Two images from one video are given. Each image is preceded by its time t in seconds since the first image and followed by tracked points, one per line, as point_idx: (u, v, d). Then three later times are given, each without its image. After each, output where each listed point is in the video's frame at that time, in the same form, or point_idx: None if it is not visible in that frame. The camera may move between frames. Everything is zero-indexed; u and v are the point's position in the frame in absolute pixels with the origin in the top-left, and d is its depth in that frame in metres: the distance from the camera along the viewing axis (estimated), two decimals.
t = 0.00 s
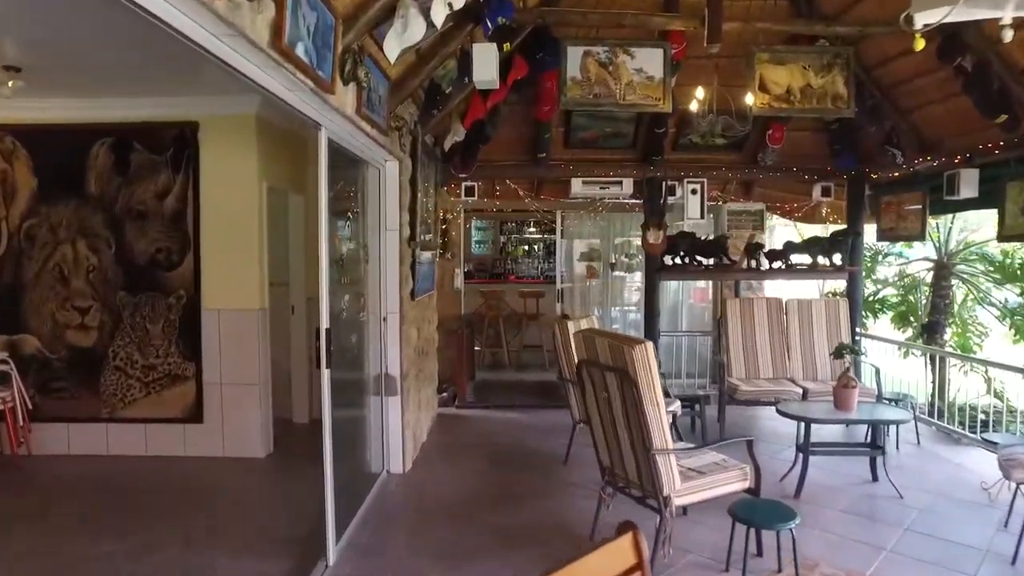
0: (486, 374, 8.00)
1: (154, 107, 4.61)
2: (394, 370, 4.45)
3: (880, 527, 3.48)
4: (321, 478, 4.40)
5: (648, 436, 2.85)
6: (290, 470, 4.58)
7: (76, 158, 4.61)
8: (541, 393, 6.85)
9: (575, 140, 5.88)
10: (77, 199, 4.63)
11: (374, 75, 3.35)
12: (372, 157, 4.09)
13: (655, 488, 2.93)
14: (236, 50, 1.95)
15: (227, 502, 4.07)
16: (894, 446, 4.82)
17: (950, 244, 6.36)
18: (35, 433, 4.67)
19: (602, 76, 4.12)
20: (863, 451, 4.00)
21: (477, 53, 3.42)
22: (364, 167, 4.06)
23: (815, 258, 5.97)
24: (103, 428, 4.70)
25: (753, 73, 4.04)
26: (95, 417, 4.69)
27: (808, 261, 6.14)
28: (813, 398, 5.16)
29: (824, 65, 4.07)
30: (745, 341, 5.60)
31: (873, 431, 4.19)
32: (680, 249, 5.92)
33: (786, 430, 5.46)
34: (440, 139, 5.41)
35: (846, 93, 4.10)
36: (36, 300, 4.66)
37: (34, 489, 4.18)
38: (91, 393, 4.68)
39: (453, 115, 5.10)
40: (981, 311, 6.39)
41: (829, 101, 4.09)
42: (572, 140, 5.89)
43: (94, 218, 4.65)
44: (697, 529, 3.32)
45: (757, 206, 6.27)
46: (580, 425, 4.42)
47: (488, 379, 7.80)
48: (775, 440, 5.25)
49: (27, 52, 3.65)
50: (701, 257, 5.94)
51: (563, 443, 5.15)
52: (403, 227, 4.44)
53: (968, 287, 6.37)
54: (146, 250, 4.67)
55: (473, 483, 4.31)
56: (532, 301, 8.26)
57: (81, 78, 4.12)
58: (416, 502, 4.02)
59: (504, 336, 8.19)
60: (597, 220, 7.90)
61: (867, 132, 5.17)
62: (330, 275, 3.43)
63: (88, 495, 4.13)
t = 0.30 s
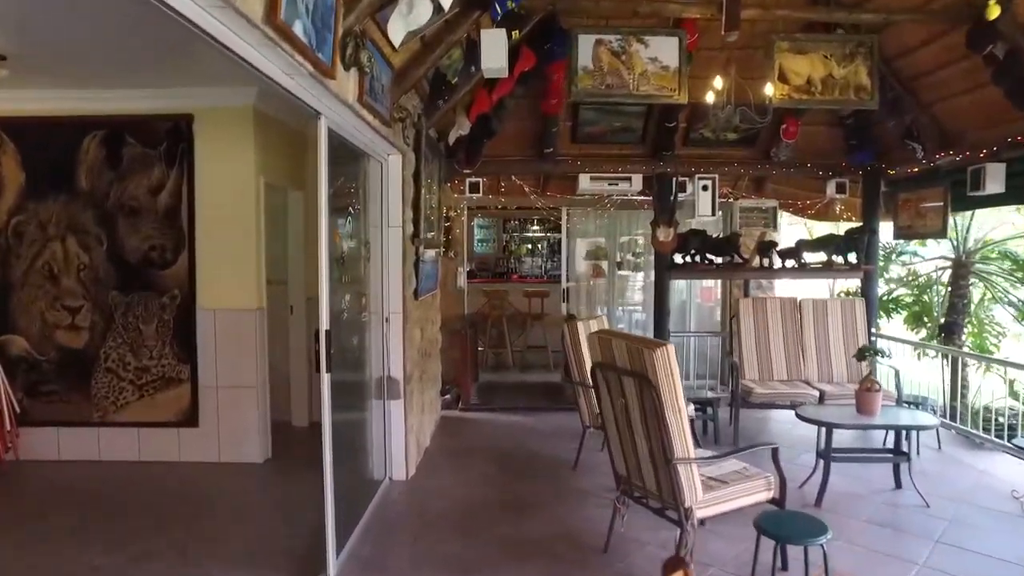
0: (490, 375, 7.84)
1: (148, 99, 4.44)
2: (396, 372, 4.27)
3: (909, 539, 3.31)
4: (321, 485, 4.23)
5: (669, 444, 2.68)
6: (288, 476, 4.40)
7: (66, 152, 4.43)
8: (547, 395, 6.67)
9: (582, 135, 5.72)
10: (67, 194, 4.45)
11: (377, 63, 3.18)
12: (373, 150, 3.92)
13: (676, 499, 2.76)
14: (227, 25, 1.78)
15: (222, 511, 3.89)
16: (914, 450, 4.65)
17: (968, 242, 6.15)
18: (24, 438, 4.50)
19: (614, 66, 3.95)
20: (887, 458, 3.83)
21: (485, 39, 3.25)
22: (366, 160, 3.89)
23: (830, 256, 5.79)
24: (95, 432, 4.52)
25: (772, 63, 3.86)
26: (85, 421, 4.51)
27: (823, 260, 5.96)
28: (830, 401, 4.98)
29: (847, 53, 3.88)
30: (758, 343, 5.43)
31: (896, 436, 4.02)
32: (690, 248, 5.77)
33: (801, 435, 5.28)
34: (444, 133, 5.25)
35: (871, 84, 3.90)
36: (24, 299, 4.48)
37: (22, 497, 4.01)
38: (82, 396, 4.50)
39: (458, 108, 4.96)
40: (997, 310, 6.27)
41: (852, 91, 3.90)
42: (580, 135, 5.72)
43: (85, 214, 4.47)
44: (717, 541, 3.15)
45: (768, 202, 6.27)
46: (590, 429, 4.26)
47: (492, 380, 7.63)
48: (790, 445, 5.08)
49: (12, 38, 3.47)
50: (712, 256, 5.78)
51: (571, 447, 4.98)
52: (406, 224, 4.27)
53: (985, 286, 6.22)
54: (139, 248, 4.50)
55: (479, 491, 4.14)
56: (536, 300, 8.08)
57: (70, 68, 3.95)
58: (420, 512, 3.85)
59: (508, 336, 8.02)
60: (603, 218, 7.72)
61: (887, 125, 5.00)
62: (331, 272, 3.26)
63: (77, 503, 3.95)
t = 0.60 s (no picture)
0: (492, 377, 7.70)
1: (140, 92, 4.29)
2: (398, 377, 4.11)
3: (936, 553, 3.15)
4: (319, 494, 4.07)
5: (688, 456, 2.53)
6: (285, 484, 4.24)
7: (55, 147, 4.27)
8: (551, 398, 6.53)
9: (588, 131, 5.57)
10: (55, 191, 4.29)
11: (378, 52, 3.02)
12: (373, 145, 3.76)
13: (695, 514, 2.60)
14: None
15: (216, 521, 3.74)
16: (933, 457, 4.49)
17: (985, 242, 5.96)
18: (11, 444, 4.34)
19: (625, 57, 3.80)
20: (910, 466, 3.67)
21: (492, 28, 3.09)
22: (366, 156, 3.73)
23: (844, 255, 5.62)
24: (85, 439, 4.36)
25: (789, 55, 3.71)
26: (74, 427, 4.35)
27: (835, 260, 5.80)
28: (845, 406, 4.81)
29: (868, 44, 3.71)
30: (769, 345, 5.27)
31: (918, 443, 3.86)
32: (700, 247, 5.60)
33: (814, 441, 5.12)
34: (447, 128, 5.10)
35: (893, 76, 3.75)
36: (12, 301, 4.33)
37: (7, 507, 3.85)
38: (71, 402, 4.34)
39: (462, 104, 4.83)
40: (1011, 310, 6.18)
41: (873, 84, 3.76)
42: (586, 131, 5.58)
43: (74, 213, 4.31)
44: (736, 556, 2.99)
45: (779, 200, 6.01)
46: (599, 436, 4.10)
47: (494, 383, 7.49)
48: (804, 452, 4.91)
49: None
50: (721, 256, 5.64)
51: (578, 454, 4.83)
52: (408, 222, 4.12)
53: (1001, 287, 6.07)
54: (130, 247, 4.34)
55: (484, 501, 3.98)
56: (539, 301, 7.91)
57: (58, 60, 3.79)
58: (422, 523, 3.69)
59: (511, 338, 7.88)
60: (608, 216, 7.57)
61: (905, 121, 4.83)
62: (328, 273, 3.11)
63: (65, 513, 3.80)
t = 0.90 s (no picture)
0: (493, 380, 7.55)
1: (130, 86, 4.13)
2: (397, 382, 3.96)
3: (964, 569, 2.99)
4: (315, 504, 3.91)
5: (706, 469, 2.37)
6: (280, 493, 4.08)
7: (40, 143, 4.11)
8: (554, 401, 6.38)
9: (593, 128, 5.44)
10: (41, 189, 4.13)
11: (377, 41, 2.86)
12: (371, 140, 3.61)
13: (713, 531, 2.45)
14: None
15: (206, 532, 3.58)
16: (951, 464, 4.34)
17: (1000, 241, 5.87)
18: None
19: (634, 48, 3.64)
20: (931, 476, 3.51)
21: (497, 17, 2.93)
22: (363, 152, 3.58)
23: (854, 256, 5.46)
24: (72, 445, 4.21)
25: (804, 47, 3.54)
26: (61, 434, 4.19)
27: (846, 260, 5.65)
28: (858, 411, 4.66)
29: (887, 36, 3.57)
30: (779, 348, 5.12)
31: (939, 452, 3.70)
32: (708, 247, 5.44)
33: (826, 446, 4.97)
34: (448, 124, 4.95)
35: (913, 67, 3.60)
36: None
37: None
38: (58, 407, 4.19)
39: (463, 98, 4.69)
40: None
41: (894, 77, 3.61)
42: (591, 127, 5.43)
43: (60, 211, 4.15)
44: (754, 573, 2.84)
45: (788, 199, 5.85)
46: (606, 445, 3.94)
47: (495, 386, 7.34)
48: (816, 458, 4.76)
49: None
50: (728, 255, 5.50)
51: (582, 461, 4.68)
52: (407, 220, 3.96)
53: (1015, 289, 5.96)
54: (119, 247, 4.18)
55: (486, 511, 3.82)
56: (541, 302, 7.76)
57: (42, 52, 3.63)
58: (422, 535, 3.53)
59: (512, 339, 7.73)
60: (612, 216, 7.41)
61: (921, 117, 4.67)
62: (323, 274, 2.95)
63: (49, 524, 3.64)
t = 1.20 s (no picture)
0: (494, 381, 7.37)
1: (117, 76, 3.95)
2: (396, 387, 3.77)
3: None
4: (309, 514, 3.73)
5: (731, 484, 2.19)
6: (273, 502, 3.90)
7: (22, 135, 3.92)
8: (558, 404, 6.21)
9: (599, 123, 5.27)
10: (22, 184, 3.94)
11: (374, 26, 2.69)
12: (369, 132, 3.42)
13: (737, 551, 2.26)
14: None
15: (194, 543, 3.39)
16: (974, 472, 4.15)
17: (1019, 242, 5.62)
18: None
19: (646, 36, 3.49)
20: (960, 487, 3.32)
21: None
22: (360, 145, 3.39)
23: (868, 255, 5.29)
24: (55, 453, 4.02)
25: (825, 34, 3.54)
26: (44, 441, 4.01)
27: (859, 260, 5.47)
28: (875, 416, 4.46)
29: (913, 21, 3.51)
30: (792, 350, 4.95)
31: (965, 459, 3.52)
32: (717, 246, 5.28)
33: (840, 451, 4.80)
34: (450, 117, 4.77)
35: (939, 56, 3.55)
36: None
37: None
38: (41, 413, 4.00)
39: (465, 91, 4.52)
40: None
41: (918, 67, 3.57)
42: (596, 122, 5.26)
43: (43, 208, 3.96)
44: None
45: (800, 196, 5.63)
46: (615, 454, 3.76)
47: (497, 389, 7.16)
48: (831, 465, 4.58)
49: None
50: (738, 254, 5.33)
51: (589, 469, 4.50)
52: (407, 217, 3.77)
53: None
54: (105, 246, 3.99)
55: (489, 522, 3.65)
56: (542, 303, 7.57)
57: (22, 38, 3.45)
58: (421, 549, 3.35)
59: (514, 340, 7.55)
60: (616, 214, 7.24)
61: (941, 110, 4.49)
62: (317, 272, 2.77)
63: (29, 534, 3.46)
